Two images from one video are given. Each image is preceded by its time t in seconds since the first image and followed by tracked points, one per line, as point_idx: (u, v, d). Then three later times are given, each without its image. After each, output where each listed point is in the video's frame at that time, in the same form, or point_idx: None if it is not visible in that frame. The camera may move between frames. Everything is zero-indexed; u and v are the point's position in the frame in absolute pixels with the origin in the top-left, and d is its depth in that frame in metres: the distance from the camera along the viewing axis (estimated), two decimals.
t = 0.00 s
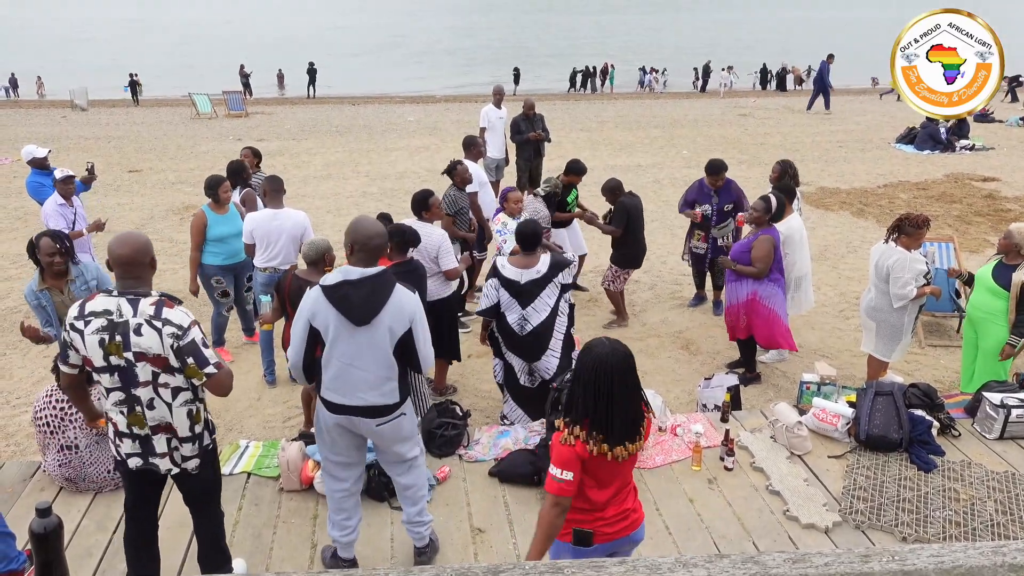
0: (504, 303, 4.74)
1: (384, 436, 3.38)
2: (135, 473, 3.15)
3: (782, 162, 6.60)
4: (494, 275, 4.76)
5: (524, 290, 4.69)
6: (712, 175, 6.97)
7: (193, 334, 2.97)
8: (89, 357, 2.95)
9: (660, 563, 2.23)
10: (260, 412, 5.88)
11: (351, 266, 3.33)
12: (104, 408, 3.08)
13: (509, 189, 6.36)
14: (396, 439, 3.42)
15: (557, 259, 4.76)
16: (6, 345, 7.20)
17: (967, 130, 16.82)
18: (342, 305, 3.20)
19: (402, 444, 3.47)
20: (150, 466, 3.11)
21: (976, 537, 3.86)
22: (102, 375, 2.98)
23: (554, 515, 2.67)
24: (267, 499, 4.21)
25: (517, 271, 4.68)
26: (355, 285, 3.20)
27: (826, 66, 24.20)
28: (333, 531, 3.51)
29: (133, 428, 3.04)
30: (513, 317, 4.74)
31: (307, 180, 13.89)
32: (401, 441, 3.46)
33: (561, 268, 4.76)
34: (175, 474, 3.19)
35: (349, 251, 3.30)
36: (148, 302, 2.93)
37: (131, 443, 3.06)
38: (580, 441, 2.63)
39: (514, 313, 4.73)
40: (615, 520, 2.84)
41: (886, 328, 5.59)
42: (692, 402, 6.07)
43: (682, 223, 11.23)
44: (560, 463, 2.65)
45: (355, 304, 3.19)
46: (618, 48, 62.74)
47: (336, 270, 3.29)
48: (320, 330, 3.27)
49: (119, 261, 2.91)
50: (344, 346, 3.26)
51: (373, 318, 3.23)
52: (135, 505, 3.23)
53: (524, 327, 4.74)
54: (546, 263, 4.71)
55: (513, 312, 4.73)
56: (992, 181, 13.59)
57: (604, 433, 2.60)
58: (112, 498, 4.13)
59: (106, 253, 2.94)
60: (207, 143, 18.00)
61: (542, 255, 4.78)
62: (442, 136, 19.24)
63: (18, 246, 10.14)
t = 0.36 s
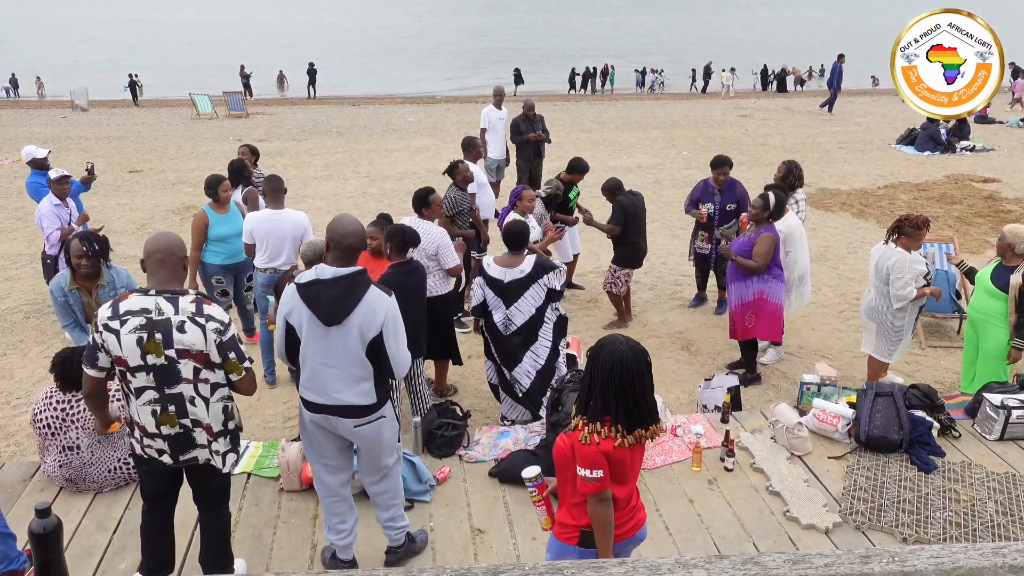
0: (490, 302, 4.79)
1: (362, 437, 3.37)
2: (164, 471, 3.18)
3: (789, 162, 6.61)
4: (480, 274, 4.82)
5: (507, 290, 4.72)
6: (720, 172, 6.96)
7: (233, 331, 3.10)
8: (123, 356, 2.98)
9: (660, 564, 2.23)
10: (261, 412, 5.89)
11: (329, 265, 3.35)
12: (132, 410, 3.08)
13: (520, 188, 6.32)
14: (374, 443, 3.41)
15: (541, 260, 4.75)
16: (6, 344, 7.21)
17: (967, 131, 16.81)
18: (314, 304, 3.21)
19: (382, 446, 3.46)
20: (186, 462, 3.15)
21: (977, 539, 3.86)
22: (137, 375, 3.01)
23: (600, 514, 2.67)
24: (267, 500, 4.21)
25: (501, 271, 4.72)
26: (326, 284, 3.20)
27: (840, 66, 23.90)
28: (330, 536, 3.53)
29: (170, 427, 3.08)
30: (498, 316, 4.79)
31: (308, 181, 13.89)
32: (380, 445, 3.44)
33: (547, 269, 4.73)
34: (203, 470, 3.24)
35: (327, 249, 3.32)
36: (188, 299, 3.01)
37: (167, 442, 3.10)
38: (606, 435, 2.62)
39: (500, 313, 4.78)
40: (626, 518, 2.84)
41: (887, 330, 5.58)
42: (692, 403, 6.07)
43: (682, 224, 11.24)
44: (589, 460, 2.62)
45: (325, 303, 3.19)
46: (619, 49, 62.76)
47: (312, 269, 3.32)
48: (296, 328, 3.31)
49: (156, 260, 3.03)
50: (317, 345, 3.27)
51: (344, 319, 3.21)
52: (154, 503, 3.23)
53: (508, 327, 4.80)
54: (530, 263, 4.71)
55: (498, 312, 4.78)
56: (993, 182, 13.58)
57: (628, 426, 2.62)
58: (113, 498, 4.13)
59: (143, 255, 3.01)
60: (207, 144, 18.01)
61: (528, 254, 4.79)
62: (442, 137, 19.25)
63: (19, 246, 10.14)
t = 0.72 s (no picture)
0: (489, 304, 4.76)
1: (369, 437, 3.38)
2: (178, 473, 3.17)
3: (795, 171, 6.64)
4: (477, 277, 4.79)
5: (505, 291, 4.70)
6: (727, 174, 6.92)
7: (248, 326, 3.17)
8: (143, 357, 2.98)
9: (661, 566, 2.22)
10: (261, 413, 5.89)
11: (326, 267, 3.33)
12: (147, 414, 3.07)
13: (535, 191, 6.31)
14: (380, 441, 3.41)
15: (538, 261, 4.76)
16: (6, 347, 7.21)
17: (968, 131, 16.81)
18: (316, 307, 3.19)
19: (388, 445, 3.46)
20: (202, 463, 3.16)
21: (978, 539, 3.85)
22: (155, 376, 3.01)
23: (525, 508, 2.73)
24: (268, 501, 4.21)
25: (499, 272, 4.71)
26: (327, 286, 3.19)
27: (848, 68, 23.76)
28: (331, 539, 3.53)
29: (187, 426, 3.09)
30: (497, 317, 4.76)
31: (308, 182, 13.89)
32: (386, 443, 3.45)
33: (545, 271, 4.75)
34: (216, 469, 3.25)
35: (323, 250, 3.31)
36: (204, 298, 3.07)
37: (185, 442, 3.10)
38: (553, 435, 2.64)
39: (498, 314, 4.74)
40: (583, 528, 2.81)
41: (886, 330, 5.58)
42: (693, 404, 6.07)
43: (682, 225, 11.24)
44: (529, 456, 2.67)
45: (327, 305, 3.17)
46: (618, 50, 62.77)
47: (310, 273, 3.30)
48: (299, 333, 3.29)
49: (168, 262, 3.05)
50: (321, 348, 3.26)
51: (347, 318, 3.20)
52: (159, 505, 3.22)
53: (506, 329, 4.76)
54: (527, 263, 4.72)
55: (496, 313, 4.74)
56: (993, 182, 13.58)
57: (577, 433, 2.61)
58: (113, 501, 4.13)
59: (155, 256, 3.04)
60: (207, 146, 18.01)
61: (525, 256, 4.80)
62: (442, 138, 19.26)
63: (18, 248, 10.14)
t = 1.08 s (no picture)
0: (501, 303, 4.71)
1: (400, 435, 3.40)
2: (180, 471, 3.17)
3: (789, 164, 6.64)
4: (488, 276, 4.74)
5: (518, 288, 4.67)
6: (731, 174, 6.89)
7: (248, 321, 3.23)
8: (147, 357, 2.97)
9: (662, 564, 2.22)
10: (263, 413, 5.89)
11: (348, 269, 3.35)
12: (149, 414, 3.05)
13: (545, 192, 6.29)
14: (411, 439, 3.44)
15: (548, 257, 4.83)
16: (9, 346, 7.22)
17: (970, 131, 16.78)
18: (354, 308, 3.20)
19: (413, 444, 3.48)
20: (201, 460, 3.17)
21: (980, 539, 3.85)
22: (159, 375, 3.00)
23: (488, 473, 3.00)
24: (269, 501, 4.21)
25: (512, 269, 4.69)
26: (362, 286, 3.23)
27: (865, 67, 23.72)
28: (338, 536, 3.54)
29: (191, 424, 3.09)
30: (510, 315, 4.71)
31: (310, 182, 13.90)
32: (415, 441, 3.48)
33: (555, 267, 4.80)
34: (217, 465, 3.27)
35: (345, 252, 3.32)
36: (204, 295, 3.11)
37: (188, 439, 3.11)
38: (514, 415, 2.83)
39: (512, 311, 4.70)
40: (549, 524, 2.82)
41: (887, 328, 5.58)
42: (694, 404, 6.07)
43: (683, 224, 11.23)
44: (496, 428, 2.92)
45: (366, 305, 3.21)
46: (620, 49, 62.74)
47: (336, 275, 3.30)
48: (333, 337, 3.25)
49: (166, 262, 3.07)
50: (358, 348, 3.26)
51: (384, 316, 3.26)
52: (158, 502, 3.22)
53: (522, 326, 4.72)
54: (539, 259, 4.75)
55: (511, 310, 4.70)
56: (995, 182, 13.57)
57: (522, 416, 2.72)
58: (115, 500, 4.14)
59: (152, 256, 3.05)
60: (209, 145, 18.02)
61: (534, 252, 4.83)
62: (444, 138, 19.28)
63: (20, 248, 10.16)
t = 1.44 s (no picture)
0: (518, 302, 4.70)
1: (429, 434, 3.41)
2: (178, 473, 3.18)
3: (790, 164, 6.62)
4: (509, 275, 4.73)
5: (539, 289, 4.68)
6: (726, 174, 6.93)
7: (245, 324, 3.23)
8: (144, 361, 2.98)
9: (663, 566, 2.23)
10: (264, 415, 5.90)
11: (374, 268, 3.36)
12: (145, 417, 3.06)
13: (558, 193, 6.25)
14: (440, 437, 3.46)
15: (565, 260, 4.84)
16: (11, 348, 7.24)
17: (971, 133, 16.78)
18: (384, 306, 3.21)
19: (442, 444, 3.49)
20: (198, 464, 3.17)
21: (982, 541, 3.85)
22: (155, 378, 3.01)
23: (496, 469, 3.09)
24: (270, 503, 4.21)
25: (533, 269, 4.69)
26: (391, 283, 3.25)
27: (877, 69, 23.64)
28: (351, 536, 3.52)
29: (187, 427, 3.10)
30: (528, 316, 4.70)
31: (311, 184, 13.93)
32: (443, 439, 3.49)
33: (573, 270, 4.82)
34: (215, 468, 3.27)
35: (372, 251, 3.33)
36: (201, 298, 3.12)
37: (184, 443, 3.11)
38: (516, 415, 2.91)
39: (531, 311, 4.69)
40: (545, 524, 2.85)
41: (890, 330, 5.57)
42: (696, 406, 6.07)
43: (684, 226, 11.24)
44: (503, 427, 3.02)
45: (397, 303, 3.23)
46: (621, 52, 62.78)
47: (364, 274, 3.31)
48: (362, 335, 3.26)
49: (162, 265, 3.07)
50: (389, 347, 3.27)
51: (414, 313, 3.28)
52: (157, 503, 3.23)
53: (541, 326, 4.71)
54: (559, 262, 4.75)
55: (530, 310, 4.69)
56: (997, 184, 13.57)
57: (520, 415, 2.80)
58: (117, 502, 4.15)
59: (147, 260, 3.06)
60: (211, 148, 18.05)
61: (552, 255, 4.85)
62: (445, 140, 19.30)
63: (23, 250, 10.19)
